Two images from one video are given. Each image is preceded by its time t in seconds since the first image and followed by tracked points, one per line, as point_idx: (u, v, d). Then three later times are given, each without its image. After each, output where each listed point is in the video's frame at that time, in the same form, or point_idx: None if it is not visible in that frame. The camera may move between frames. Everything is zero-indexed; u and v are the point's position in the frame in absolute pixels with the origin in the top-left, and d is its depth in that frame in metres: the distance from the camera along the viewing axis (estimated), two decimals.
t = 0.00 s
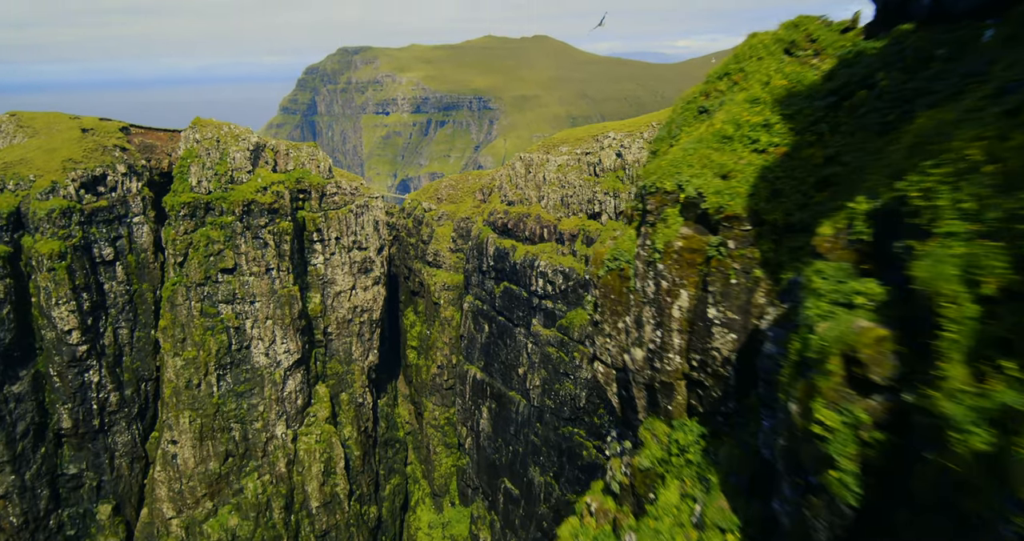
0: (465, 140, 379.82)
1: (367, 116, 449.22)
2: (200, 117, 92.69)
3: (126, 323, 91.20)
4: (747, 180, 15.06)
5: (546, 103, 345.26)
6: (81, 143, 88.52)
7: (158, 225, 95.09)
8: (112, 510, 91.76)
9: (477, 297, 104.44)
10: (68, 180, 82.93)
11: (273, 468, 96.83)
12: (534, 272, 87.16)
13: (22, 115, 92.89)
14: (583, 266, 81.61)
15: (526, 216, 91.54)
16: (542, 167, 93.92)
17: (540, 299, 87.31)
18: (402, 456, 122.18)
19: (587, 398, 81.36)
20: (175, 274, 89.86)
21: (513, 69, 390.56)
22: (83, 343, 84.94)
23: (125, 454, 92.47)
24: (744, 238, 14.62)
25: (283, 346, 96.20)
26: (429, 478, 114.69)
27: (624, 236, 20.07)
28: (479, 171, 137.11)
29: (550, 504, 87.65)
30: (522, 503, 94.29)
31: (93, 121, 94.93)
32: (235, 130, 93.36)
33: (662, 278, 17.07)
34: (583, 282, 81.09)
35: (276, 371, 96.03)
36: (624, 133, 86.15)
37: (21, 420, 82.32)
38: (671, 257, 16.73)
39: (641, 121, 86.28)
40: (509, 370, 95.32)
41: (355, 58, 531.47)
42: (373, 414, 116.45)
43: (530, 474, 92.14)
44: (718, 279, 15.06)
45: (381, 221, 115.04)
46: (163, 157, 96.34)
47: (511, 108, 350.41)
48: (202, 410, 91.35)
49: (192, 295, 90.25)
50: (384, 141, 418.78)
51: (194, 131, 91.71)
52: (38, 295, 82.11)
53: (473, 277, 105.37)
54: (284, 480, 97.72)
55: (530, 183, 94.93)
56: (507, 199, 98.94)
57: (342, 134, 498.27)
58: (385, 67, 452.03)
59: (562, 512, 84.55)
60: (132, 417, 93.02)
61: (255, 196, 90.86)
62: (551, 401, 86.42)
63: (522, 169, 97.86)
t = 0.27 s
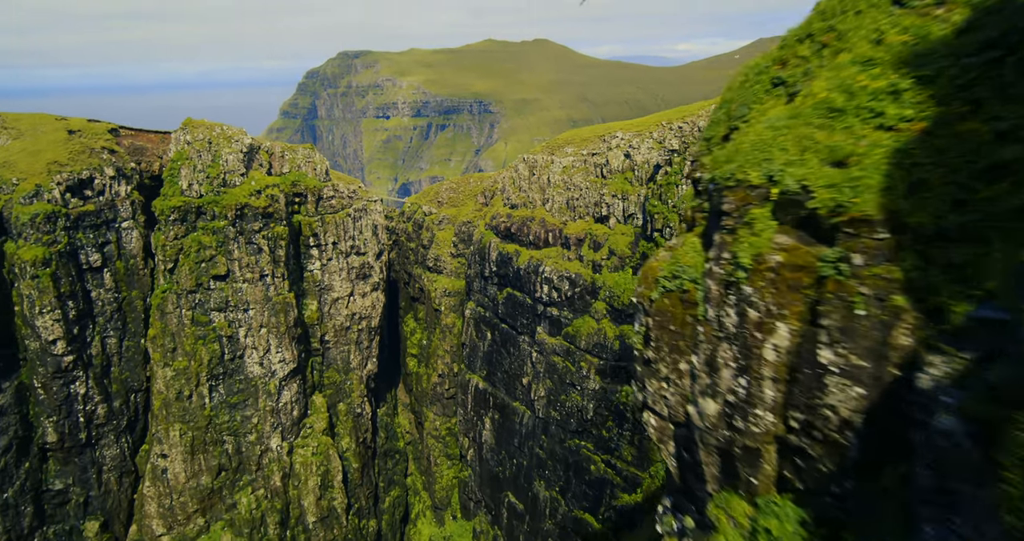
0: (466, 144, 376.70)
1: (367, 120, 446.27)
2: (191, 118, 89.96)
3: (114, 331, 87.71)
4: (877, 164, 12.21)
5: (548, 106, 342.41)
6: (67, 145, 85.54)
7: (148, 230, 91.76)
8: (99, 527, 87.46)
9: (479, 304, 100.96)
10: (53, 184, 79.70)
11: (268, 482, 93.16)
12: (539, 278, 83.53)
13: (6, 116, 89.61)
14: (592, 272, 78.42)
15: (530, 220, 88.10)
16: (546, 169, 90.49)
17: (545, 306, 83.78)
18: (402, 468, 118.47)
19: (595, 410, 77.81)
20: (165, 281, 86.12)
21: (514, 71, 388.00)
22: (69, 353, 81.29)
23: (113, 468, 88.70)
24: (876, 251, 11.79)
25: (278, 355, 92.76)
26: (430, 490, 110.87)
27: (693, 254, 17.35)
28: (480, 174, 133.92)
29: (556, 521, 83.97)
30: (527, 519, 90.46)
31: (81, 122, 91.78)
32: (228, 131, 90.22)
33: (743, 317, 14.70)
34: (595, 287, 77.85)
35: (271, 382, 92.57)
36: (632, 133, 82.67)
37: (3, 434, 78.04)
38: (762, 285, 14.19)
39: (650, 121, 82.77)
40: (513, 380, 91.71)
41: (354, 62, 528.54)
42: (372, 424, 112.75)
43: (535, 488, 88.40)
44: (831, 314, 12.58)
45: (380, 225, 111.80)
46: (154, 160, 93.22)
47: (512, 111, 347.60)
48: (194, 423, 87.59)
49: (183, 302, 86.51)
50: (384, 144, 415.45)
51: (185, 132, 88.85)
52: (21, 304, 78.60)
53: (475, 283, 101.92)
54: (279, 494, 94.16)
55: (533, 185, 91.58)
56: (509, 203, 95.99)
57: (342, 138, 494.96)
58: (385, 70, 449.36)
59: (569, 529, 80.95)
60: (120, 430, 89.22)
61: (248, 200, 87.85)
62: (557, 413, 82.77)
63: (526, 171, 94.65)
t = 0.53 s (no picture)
0: (467, 145, 374.27)
1: (367, 122, 444.30)
2: (184, 117, 87.59)
3: (105, 338, 85.06)
4: None
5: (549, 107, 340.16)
6: (56, 145, 83.12)
7: (140, 233, 89.21)
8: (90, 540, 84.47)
9: (481, 308, 98.31)
10: (41, 185, 77.17)
11: (263, 492, 90.23)
12: (543, 282, 80.79)
13: None
14: (599, 276, 75.74)
15: (533, 222, 85.48)
16: (550, 169, 87.83)
17: (550, 311, 81.02)
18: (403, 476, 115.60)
19: (602, 418, 75.01)
20: (158, 285, 83.58)
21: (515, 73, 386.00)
22: (57, 361, 78.49)
23: (104, 479, 85.85)
24: None
25: (274, 362, 90.03)
26: (431, 499, 107.84)
27: (784, 273, 17.43)
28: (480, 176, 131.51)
29: (561, 533, 81.16)
30: (531, 531, 87.54)
31: (71, 122, 89.36)
32: (222, 131, 87.78)
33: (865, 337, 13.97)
34: (601, 291, 75.01)
35: (267, 389, 89.89)
36: (638, 131, 80.13)
37: None
38: (911, 306, 13.04)
39: (658, 119, 79.95)
40: (516, 387, 88.94)
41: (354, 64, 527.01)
42: (371, 431, 109.91)
43: (540, 499, 85.45)
44: (1020, 330, 11.24)
45: (380, 227, 109.31)
46: (146, 160, 90.87)
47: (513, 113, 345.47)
48: (187, 432, 84.98)
49: (176, 308, 83.84)
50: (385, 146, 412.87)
51: (178, 131, 86.23)
52: (8, 309, 75.72)
53: (476, 287, 99.25)
54: (276, 505, 91.18)
55: (537, 186, 88.94)
56: (511, 204, 93.70)
57: (342, 140, 492.44)
58: (385, 72, 447.58)
59: None
60: (111, 439, 86.46)
61: (243, 202, 85.36)
62: (562, 421, 79.96)
63: (528, 171, 92.02)
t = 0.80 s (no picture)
0: (468, 147, 371.05)
1: (369, 124, 441.75)
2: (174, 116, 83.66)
3: (92, 345, 81.70)
4: None
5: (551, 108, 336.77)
6: (41, 145, 79.91)
7: (129, 236, 85.92)
8: None
9: (483, 313, 94.89)
10: (24, 187, 73.95)
11: (258, 506, 86.48)
12: (548, 287, 77.23)
13: None
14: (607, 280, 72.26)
15: (538, 224, 82.04)
16: (556, 169, 84.38)
17: (556, 317, 77.48)
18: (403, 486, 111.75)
19: (611, 430, 71.39)
20: (146, 291, 80.22)
21: (516, 74, 383.06)
22: (41, 370, 74.78)
23: (91, 492, 82.18)
24: None
25: (268, 370, 86.54)
26: (432, 510, 104.11)
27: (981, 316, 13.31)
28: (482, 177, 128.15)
29: None
30: None
31: (58, 121, 86.12)
32: (214, 130, 84.45)
33: None
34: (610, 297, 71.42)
35: (261, 398, 86.38)
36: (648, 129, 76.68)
37: None
38: None
39: (668, 116, 76.38)
40: (521, 396, 85.42)
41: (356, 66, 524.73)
42: (370, 440, 106.31)
43: (545, 513, 81.79)
44: None
45: (378, 230, 106.15)
46: (137, 161, 87.72)
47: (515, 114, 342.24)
48: (177, 443, 81.60)
49: (166, 314, 80.43)
50: (386, 148, 409.64)
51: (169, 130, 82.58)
52: None
53: (479, 291, 95.74)
54: (270, 518, 87.48)
55: (542, 187, 85.52)
56: (514, 207, 90.48)
57: (343, 142, 489.29)
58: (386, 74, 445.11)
59: None
60: (99, 451, 83.09)
61: (236, 203, 82.04)
62: (568, 433, 76.41)
63: (533, 172, 88.57)
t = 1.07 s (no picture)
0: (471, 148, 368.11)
1: (370, 126, 439.15)
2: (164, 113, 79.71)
3: (80, 351, 78.75)
4: None
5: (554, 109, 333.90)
6: (27, 144, 77.06)
7: (119, 238, 82.95)
8: None
9: (486, 318, 91.94)
10: (9, 187, 71.13)
11: (252, 517, 83.36)
12: (553, 291, 74.20)
13: None
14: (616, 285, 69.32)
15: (543, 226, 79.10)
16: (561, 169, 81.40)
17: (561, 323, 74.47)
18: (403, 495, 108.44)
19: (620, 441, 68.25)
20: (136, 295, 77.28)
21: (518, 74, 380.52)
22: (26, 378, 71.72)
23: (79, 504, 78.54)
24: None
25: (264, 377, 83.55)
26: (433, 520, 100.91)
27: None
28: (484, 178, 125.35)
29: None
30: None
31: (46, 119, 83.24)
32: (207, 128, 81.56)
33: None
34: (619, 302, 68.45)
35: (256, 406, 83.41)
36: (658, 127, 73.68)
37: None
38: None
39: (679, 113, 73.35)
40: (525, 403, 82.37)
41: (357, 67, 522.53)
42: (370, 448, 103.19)
43: (550, 526, 78.62)
44: None
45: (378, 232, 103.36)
46: (128, 160, 85.11)
47: (518, 115, 339.39)
48: (168, 453, 78.66)
49: (156, 319, 77.41)
50: (388, 149, 406.80)
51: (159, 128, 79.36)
52: None
53: (481, 295, 92.78)
54: (265, 530, 84.30)
55: (547, 187, 82.54)
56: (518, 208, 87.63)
57: (344, 143, 486.43)
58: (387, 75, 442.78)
59: None
60: (87, 461, 79.47)
61: (231, 204, 79.17)
62: (575, 443, 73.32)
63: (537, 172, 85.63)
